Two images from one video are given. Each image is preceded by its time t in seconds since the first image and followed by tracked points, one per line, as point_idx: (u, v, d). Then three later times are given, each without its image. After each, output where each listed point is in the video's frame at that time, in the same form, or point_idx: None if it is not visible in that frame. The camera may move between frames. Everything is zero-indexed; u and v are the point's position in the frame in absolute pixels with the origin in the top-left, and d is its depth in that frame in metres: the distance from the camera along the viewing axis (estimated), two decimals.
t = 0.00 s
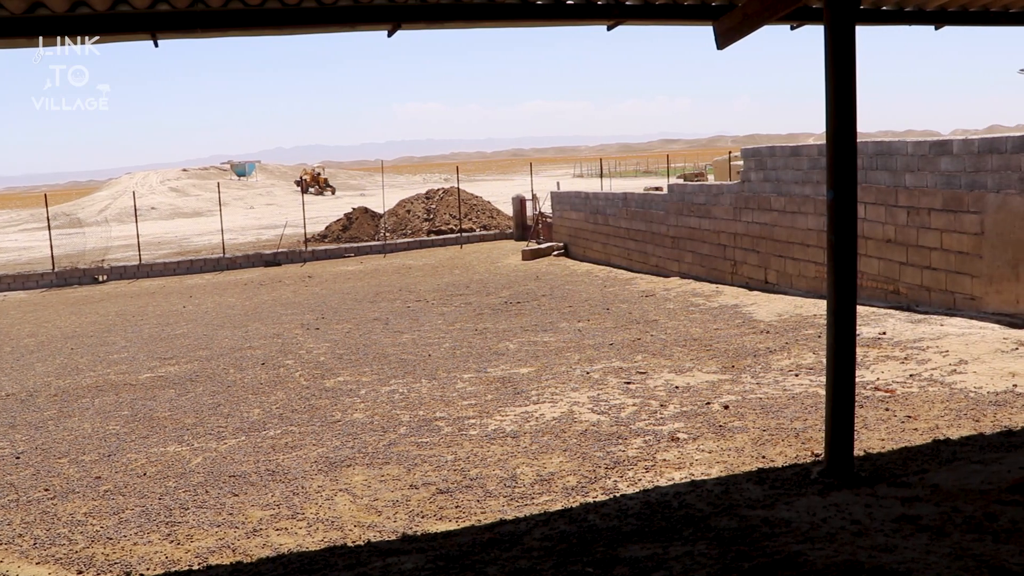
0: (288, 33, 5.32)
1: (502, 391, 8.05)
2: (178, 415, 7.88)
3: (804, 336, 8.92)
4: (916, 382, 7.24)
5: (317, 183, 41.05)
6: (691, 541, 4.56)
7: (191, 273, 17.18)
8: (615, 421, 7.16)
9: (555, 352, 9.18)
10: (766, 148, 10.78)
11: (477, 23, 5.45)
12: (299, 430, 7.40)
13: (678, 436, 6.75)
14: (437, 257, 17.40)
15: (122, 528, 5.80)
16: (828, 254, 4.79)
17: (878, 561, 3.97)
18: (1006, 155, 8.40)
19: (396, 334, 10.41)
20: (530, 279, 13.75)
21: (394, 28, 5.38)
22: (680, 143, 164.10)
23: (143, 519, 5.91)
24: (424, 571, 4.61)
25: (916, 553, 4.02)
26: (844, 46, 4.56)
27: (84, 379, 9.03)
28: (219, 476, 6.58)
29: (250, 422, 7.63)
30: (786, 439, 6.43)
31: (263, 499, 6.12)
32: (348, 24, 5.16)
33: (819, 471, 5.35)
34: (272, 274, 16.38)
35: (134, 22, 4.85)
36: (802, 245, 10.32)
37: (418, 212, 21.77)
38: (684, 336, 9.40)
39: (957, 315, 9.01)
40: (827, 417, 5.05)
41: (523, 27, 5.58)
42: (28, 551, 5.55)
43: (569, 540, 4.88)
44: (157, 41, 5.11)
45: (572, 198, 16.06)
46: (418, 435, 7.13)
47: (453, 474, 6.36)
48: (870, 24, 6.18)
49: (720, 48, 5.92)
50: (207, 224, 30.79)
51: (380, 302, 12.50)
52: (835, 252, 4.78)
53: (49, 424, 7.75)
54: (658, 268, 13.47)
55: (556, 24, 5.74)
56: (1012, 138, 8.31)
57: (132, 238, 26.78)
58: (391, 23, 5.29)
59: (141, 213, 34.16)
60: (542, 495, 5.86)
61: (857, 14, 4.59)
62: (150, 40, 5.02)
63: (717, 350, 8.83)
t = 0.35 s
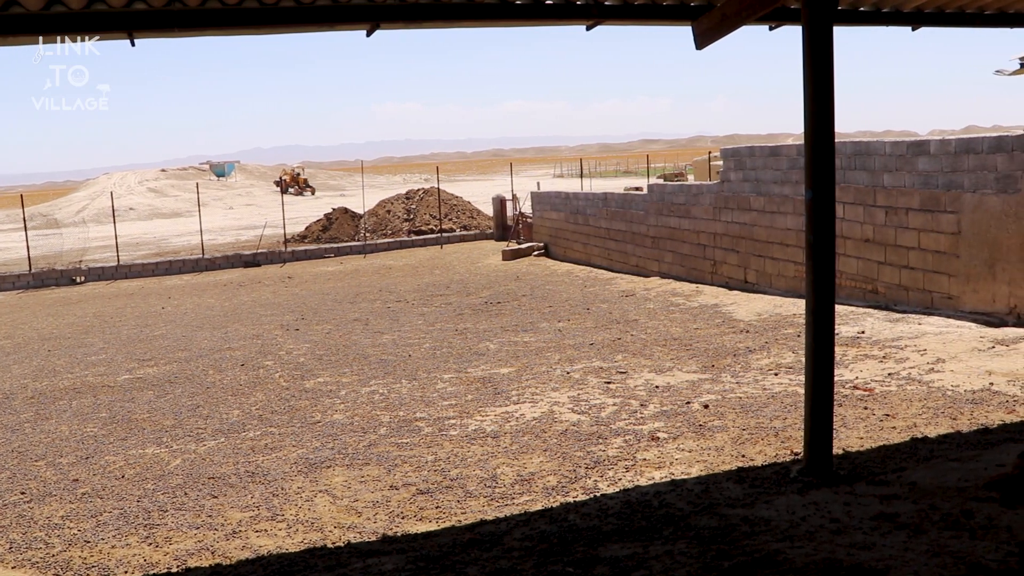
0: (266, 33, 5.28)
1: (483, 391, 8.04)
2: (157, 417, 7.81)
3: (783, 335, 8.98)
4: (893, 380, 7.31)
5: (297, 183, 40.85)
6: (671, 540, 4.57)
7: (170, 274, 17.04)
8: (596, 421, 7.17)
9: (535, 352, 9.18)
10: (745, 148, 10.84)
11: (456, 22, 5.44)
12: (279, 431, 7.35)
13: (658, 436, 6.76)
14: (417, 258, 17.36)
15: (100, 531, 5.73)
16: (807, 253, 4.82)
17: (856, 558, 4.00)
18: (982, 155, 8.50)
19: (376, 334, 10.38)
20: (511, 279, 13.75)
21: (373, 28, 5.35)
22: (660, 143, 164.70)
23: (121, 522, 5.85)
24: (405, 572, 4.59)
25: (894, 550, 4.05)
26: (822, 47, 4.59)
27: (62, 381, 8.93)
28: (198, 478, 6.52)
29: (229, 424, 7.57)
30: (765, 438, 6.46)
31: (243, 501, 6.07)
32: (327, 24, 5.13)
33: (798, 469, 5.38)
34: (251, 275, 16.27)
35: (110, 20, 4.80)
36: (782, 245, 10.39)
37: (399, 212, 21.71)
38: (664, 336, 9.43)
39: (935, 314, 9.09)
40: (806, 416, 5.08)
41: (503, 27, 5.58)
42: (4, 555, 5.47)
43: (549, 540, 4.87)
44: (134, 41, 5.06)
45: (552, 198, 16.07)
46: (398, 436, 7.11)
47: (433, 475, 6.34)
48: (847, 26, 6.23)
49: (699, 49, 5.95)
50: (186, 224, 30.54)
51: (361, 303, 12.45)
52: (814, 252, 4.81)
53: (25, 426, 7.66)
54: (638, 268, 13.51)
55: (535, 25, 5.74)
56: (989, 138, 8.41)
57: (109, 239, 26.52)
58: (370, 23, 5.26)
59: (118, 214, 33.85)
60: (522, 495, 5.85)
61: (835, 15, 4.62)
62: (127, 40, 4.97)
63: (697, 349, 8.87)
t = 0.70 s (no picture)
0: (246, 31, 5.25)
1: (463, 391, 8.03)
2: (137, 418, 7.74)
3: (763, 334, 9.03)
4: (872, 378, 7.37)
5: (277, 184, 40.58)
6: (651, 539, 4.59)
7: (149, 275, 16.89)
8: (576, 420, 7.18)
9: (516, 352, 9.19)
10: (725, 147, 10.90)
11: (436, 22, 5.43)
12: (259, 432, 7.31)
13: (639, 434, 6.78)
14: (398, 258, 17.31)
15: (78, 534, 5.67)
16: (786, 253, 4.84)
17: (836, 556, 4.03)
18: (960, 155, 8.58)
19: (357, 334, 10.34)
20: (492, 279, 13.74)
21: (353, 28, 5.31)
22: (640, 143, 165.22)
23: (100, 524, 5.79)
24: (386, 572, 4.57)
25: (872, 547, 4.08)
26: (801, 47, 4.62)
27: (39, 383, 8.83)
28: (177, 479, 6.47)
29: (209, 424, 7.51)
30: (745, 436, 6.49)
31: (223, 502, 6.02)
32: (305, 23, 5.11)
33: (778, 467, 5.42)
34: (231, 275, 16.15)
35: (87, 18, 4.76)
36: (762, 244, 10.46)
37: (379, 212, 21.64)
38: (645, 335, 9.46)
39: (913, 313, 9.18)
40: (786, 414, 5.11)
41: (484, 26, 5.58)
42: None
43: (530, 539, 4.87)
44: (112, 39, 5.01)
45: (533, 198, 16.08)
46: (378, 436, 7.09)
47: (414, 475, 6.32)
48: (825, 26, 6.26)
49: (679, 49, 5.97)
50: (165, 224, 30.28)
51: (342, 303, 12.41)
52: (793, 252, 4.84)
53: (2, 429, 7.57)
54: (619, 267, 13.54)
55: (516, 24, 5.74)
56: (966, 138, 8.50)
57: (87, 239, 26.24)
58: (349, 23, 5.24)
59: (97, 214, 33.54)
60: (503, 495, 5.85)
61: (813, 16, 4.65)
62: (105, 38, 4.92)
63: (678, 348, 8.90)
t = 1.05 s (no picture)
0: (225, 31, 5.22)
1: (444, 391, 8.03)
2: (115, 419, 7.68)
3: (742, 333, 9.09)
4: (851, 376, 7.44)
5: (256, 184, 40.29)
6: (631, 537, 4.61)
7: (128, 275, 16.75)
8: (556, 420, 7.20)
9: (497, 351, 9.19)
10: (705, 147, 10.98)
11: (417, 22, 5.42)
12: (239, 433, 7.27)
13: (619, 433, 6.81)
14: (379, 257, 17.25)
15: (54, 537, 5.62)
16: (764, 252, 4.88)
17: (814, 552, 4.07)
18: (936, 155, 8.69)
19: (337, 335, 10.31)
20: (472, 279, 13.74)
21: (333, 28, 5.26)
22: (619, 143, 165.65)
23: (77, 527, 5.73)
24: (366, 572, 4.56)
25: (850, 544, 4.12)
26: (779, 48, 4.66)
27: (16, 385, 8.73)
28: (156, 481, 6.42)
29: (188, 426, 7.46)
30: (725, 435, 6.53)
31: (202, 504, 5.99)
32: (284, 23, 5.07)
33: (757, 465, 5.45)
34: (211, 275, 16.04)
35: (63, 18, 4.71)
36: (742, 244, 10.53)
37: (360, 212, 21.56)
38: (625, 335, 9.50)
39: (891, 311, 9.26)
40: (765, 412, 5.15)
41: (464, 26, 5.56)
42: None
43: (510, 539, 4.88)
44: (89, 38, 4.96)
45: (514, 198, 16.09)
46: (359, 436, 7.07)
47: (394, 475, 6.31)
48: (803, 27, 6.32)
49: (658, 49, 5.99)
50: (143, 224, 30.01)
51: (322, 303, 12.36)
52: (771, 251, 4.87)
53: None
54: (599, 266, 13.58)
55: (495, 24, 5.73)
56: (942, 138, 8.60)
57: (64, 240, 25.96)
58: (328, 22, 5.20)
59: (74, 214, 33.20)
60: (483, 494, 5.85)
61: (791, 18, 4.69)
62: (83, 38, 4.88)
63: (657, 347, 8.94)
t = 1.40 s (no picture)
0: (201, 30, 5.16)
1: (423, 392, 8.01)
2: (92, 423, 7.60)
3: (721, 332, 9.14)
4: (829, 375, 7.50)
5: (236, 184, 39.87)
6: (611, 537, 4.62)
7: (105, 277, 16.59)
8: (536, 420, 7.20)
9: (477, 352, 9.19)
10: (684, 147, 11.03)
11: (393, 22, 5.27)
12: (217, 435, 7.22)
13: (598, 433, 6.82)
14: (358, 258, 17.19)
15: (30, 542, 5.55)
16: (742, 251, 4.90)
17: (793, 550, 4.09)
18: (912, 155, 8.78)
19: (317, 336, 10.26)
20: (452, 279, 13.72)
21: (309, 28, 5.11)
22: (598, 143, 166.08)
23: (53, 532, 5.67)
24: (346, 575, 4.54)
25: (828, 541, 4.15)
26: (756, 48, 4.69)
27: None
28: (134, 484, 6.36)
29: (166, 428, 7.40)
30: (704, 434, 6.56)
31: (180, 507, 5.93)
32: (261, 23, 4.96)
33: (736, 463, 5.48)
34: (189, 277, 15.91)
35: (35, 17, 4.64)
36: (721, 243, 10.59)
37: (339, 213, 21.46)
38: (605, 334, 9.52)
39: (869, 309, 9.35)
40: (744, 411, 5.18)
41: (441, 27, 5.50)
42: None
43: (490, 539, 4.88)
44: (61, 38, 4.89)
45: (493, 199, 16.09)
46: (338, 438, 7.04)
47: (373, 476, 6.29)
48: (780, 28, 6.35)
49: (636, 48, 5.95)
50: (120, 225, 29.72)
51: (301, 305, 12.29)
52: (748, 249, 4.90)
53: None
54: (579, 266, 13.61)
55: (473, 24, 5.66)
56: (919, 138, 8.69)
57: (40, 241, 25.65)
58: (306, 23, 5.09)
59: (50, 215, 32.83)
60: (463, 495, 5.84)
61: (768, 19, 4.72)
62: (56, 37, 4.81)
63: (637, 347, 8.97)
